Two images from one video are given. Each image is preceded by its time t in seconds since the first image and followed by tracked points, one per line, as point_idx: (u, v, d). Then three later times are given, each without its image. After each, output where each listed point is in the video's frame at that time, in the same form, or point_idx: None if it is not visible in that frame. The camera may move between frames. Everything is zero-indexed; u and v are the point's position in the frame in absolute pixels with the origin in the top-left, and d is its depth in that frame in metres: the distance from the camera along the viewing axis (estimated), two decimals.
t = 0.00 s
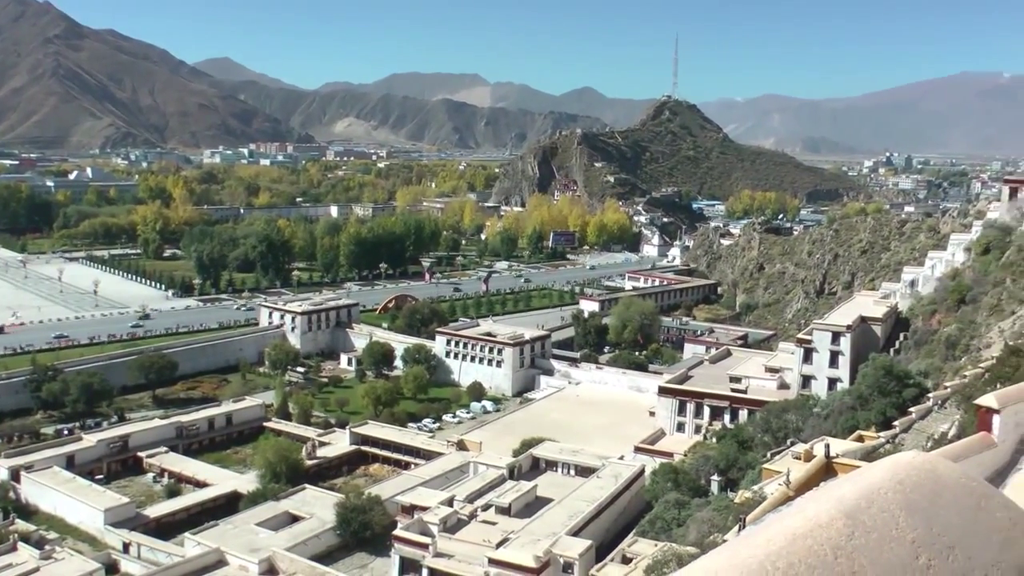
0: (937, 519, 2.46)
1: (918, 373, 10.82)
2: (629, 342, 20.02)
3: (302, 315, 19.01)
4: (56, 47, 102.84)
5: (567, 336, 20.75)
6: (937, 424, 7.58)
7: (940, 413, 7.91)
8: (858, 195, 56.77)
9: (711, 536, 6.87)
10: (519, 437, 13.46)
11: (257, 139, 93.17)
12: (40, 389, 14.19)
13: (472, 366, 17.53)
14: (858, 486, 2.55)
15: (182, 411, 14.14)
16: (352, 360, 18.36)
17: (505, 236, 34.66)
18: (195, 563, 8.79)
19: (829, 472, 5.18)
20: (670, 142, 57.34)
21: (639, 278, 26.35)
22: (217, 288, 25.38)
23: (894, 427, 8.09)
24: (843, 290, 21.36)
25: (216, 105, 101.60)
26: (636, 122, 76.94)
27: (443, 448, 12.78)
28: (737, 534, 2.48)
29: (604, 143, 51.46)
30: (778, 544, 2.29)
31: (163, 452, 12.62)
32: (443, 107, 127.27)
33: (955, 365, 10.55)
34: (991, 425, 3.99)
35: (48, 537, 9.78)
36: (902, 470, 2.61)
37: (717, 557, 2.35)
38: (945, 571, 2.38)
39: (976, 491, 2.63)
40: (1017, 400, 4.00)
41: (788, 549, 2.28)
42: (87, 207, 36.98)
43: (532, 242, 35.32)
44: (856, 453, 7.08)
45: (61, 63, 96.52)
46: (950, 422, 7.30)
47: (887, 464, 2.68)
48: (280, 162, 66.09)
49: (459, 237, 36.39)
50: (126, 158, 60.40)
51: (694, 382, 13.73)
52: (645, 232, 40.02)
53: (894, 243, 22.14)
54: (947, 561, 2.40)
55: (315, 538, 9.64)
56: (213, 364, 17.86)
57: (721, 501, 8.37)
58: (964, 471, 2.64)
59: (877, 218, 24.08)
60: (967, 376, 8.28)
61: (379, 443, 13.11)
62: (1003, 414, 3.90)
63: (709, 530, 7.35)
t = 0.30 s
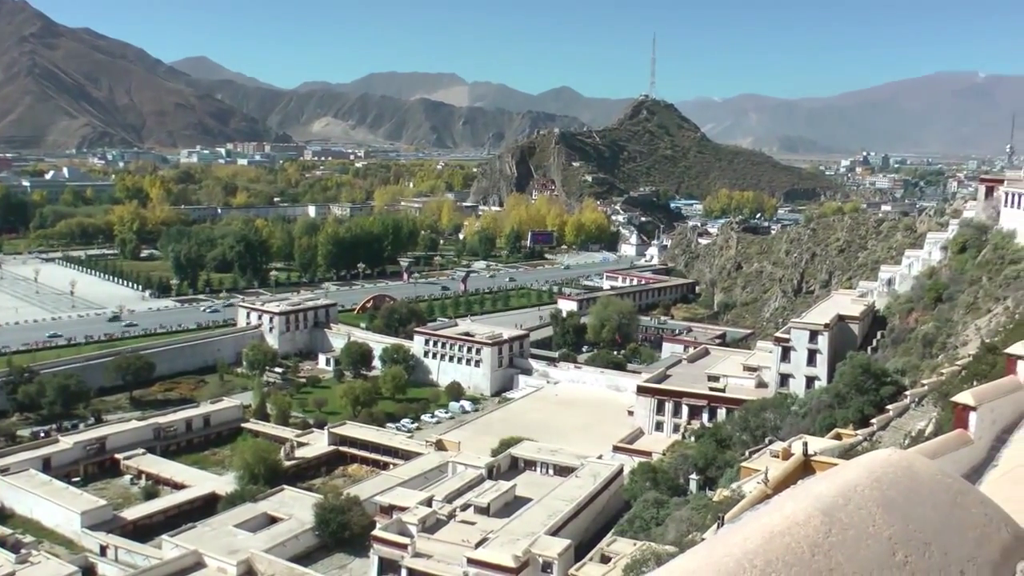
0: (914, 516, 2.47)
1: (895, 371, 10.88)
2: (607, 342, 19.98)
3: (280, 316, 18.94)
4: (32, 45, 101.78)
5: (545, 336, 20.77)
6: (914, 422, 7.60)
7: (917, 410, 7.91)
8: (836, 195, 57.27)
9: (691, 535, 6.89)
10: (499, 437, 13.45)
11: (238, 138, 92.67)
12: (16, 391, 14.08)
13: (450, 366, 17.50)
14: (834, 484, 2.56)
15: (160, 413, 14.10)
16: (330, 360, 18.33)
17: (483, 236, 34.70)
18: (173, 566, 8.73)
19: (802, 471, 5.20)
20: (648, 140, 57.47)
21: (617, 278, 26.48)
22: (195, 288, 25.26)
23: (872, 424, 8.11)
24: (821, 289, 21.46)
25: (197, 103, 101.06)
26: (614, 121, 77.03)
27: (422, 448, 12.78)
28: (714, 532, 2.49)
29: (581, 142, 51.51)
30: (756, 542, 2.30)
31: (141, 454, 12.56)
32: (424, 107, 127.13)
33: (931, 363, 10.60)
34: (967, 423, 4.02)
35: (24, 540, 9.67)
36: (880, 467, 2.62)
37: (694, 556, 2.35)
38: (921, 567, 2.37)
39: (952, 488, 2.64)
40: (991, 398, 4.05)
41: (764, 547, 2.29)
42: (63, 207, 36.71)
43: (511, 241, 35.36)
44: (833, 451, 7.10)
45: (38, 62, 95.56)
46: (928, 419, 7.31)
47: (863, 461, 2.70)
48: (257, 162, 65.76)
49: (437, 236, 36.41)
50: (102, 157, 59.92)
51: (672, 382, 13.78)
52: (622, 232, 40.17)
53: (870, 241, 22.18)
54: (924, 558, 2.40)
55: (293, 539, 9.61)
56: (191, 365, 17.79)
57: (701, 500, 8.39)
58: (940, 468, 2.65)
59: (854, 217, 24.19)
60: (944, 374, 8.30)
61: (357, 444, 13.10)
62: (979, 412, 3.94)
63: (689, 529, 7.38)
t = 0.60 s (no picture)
0: (890, 514, 2.47)
1: (872, 371, 10.95)
2: (585, 343, 19.97)
3: (258, 318, 18.90)
4: (10, 45, 100.87)
5: (523, 338, 20.79)
6: (891, 422, 7.64)
7: (894, 411, 7.95)
8: (814, 196, 57.70)
9: (670, 536, 6.93)
10: (478, 439, 13.45)
11: (218, 139, 92.20)
12: None
13: (429, 368, 17.51)
14: (812, 483, 2.56)
15: (137, 416, 14.03)
16: (308, 362, 18.29)
17: (462, 238, 34.83)
18: (149, 570, 8.68)
19: (775, 470, 5.21)
20: (626, 143, 57.81)
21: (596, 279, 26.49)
22: (172, 290, 25.17)
23: (850, 424, 8.14)
24: (798, 290, 21.57)
25: (176, 104, 100.46)
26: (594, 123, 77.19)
27: (400, 450, 12.78)
28: (690, 535, 2.48)
29: (560, 144, 51.66)
30: (732, 542, 2.30)
31: (117, 458, 12.49)
32: (405, 107, 126.94)
33: (908, 364, 10.69)
34: (944, 422, 4.04)
35: None
36: (856, 467, 2.63)
37: (670, 557, 2.35)
38: (897, 566, 2.35)
39: (930, 487, 2.64)
40: (967, 398, 4.08)
41: (742, 546, 2.29)
42: (38, 209, 36.47)
43: (488, 243, 35.40)
44: (809, 451, 7.14)
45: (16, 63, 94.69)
46: (904, 420, 7.34)
47: (841, 462, 2.70)
48: (235, 164, 65.48)
49: (415, 238, 36.40)
50: (79, 159, 59.51)
51: (649, 383, 13.87)
52: (600, 233, 40.28)
53: (848, 242, 22.27)
54: (901, 556, 2.40)
55: (271, 542, 9.57)
56: (168, 368, 17.72)
57: (678, 501, 8.42)
58: (917, 469, 2.65)
59: (832, 218, 24.33)
60: (921, 375, 8.34)
61: (335, 446, 13.11)
62: (956, 411, 3.97)
63: (667, 530, 7.42)
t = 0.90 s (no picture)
0: (868, 515, 2.47)
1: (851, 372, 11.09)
2: (563, 345, 20.21)
3: (236, 321, 18.81)
4: None
5: (501, 340, 20.79)
6: (870, 421, 7.68)
7: (872, 411, 7.98)
8: (791, 199, 58.30)
9: (648, 537, 6.99)
10: (456, 441, 13.46)
11: (197, 140, 91.70)
12: None
13: (407, 371, 17.47)
14: (790, 483, 2.57)
15: (113, 420, 13.95)
16: (286, 366, 18.24)
17: (440, 241, 34.94)
18: None
19: (750, 471, 5.28)
20: (604, 145, 58.19)
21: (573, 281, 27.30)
22: (149, 293, 25.06)
23: (829, 425, 8.19)
24: (776, 291, 21.67)
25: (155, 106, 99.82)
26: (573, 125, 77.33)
27: (379, 453, 12.77)
28: (670, 536, 2.48)
29: (538, 146, 51.83)
30: (709, 543, 2.31)
31: (94, 463, 12.40)
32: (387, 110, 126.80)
33: (886, 364, 10.80)
34: (921, 422, 4.06)
35: None
36: (834, 468, 2.64)
37: (649, 558, 2.34)
38: (874, 565, 2.36)
39: (907, 487, 2.65)
40: (945, 398, 4.10)
41: (719, 548, 2.29)
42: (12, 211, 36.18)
43: (467, 245, 35.41)
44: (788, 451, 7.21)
45: None
46: (883, 420, 7.36)
47: (819, 462, 2.71)
48: (212, 167, 65.18)
49: (393, 241, 36.38)
50: (55, 162, 59.03)
51: (629, 386, 13.98)
52: (578, 236, 40.40)
53: (825, 244, 22.41)
54: (877, 556, 2.40)
55: (250, 547, 9.55)
56: (146, 371, 17.63)
57: (658, 502, 8.44)
58: (893, 468, 2.66)
59: (809, 219, 24.49)
60: (899, 374, 8.37)
61: (313, 449, 13.09)
62: (933, 411, 4.00)
63: (647, 530, 7.44)
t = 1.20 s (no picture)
0: (845, 513, 2.48)
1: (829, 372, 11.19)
2: (542, 346, 20.19)
3: (213, 324, 18.74)
4: None
5: (480, 341, 20.82)
6: (848, 420, 7.68)
7: (850, 410, 7.98)
8: (769, 200, 58.79)
9: (627, 539, 7.05)
10: (435, 443, 13.49)
11: (176, 142, 91.18)
12: None
13: (386, 373, 17.49)
14: (767, 482, 2.58)
15: (91, 425, 13.87)
16: (265, 368, 18.18)
17: (418, 243, 34.91)
18: None
19: (719, 471, 5.33)
20: (582, 147, 58.61)
21: (551, 283, 27.45)
22: (127, 297, 24.94)
23: (807, 425, 8.24)
24: (754, 291, 21.76)
25: (133, 107, 99.15)
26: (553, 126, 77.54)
27: (358, 455, 12.79)
28: (648, 536, 2.48)
29: (516, 147, 52.00)
30: (687, 543, 2.30)
31: (71, 468, 12.32)
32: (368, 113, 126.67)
33: (863, 364, 10.88)
34: (898, 421, 4.07)
35: None
36: (812, 466, 2.65)
37: (628, 558, 2.34)
38: (849, 563, 2.37)
39: (883, 485, 2.67)
40: (922, 397, 4.11)
41: (696, 546, 2.29)
42: None
43: (445, 247, 35.53)
44: (767, 451, 7.27)
45: None
46: (860, 418, 7.37)
47: (795, 461, 2.71)
48: (189, 169, 64.88)
49: (371, 243, 36.38)
50: (31, 165, 58.51)
51: (607, 387, 14.11)
52: (557, 237, 40.51)
53: (803, 245, 22.52)
54: (852, 553, 2.41)
55: (228, 551, 9.52)
56: (123, 375, 17.56)
57: (637, 502, 8.45)
58: (871, 466, 2.68)
59: (787, 220, 24.66)
60: (877, 374, 8.37)
61: (292, 451, 13.04)
62: (911, 409, 4.01)
63: (627, 531, 7.45)
